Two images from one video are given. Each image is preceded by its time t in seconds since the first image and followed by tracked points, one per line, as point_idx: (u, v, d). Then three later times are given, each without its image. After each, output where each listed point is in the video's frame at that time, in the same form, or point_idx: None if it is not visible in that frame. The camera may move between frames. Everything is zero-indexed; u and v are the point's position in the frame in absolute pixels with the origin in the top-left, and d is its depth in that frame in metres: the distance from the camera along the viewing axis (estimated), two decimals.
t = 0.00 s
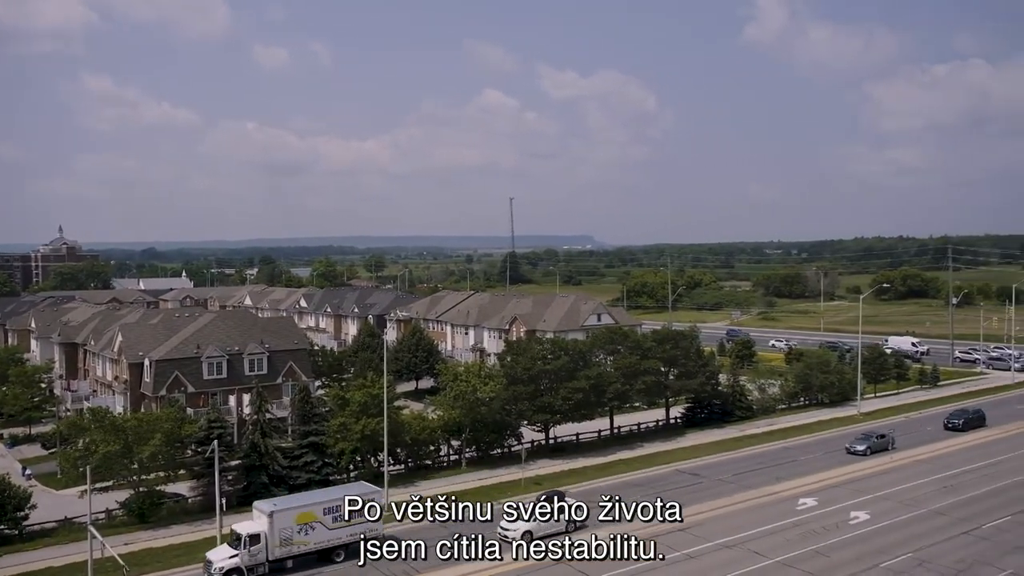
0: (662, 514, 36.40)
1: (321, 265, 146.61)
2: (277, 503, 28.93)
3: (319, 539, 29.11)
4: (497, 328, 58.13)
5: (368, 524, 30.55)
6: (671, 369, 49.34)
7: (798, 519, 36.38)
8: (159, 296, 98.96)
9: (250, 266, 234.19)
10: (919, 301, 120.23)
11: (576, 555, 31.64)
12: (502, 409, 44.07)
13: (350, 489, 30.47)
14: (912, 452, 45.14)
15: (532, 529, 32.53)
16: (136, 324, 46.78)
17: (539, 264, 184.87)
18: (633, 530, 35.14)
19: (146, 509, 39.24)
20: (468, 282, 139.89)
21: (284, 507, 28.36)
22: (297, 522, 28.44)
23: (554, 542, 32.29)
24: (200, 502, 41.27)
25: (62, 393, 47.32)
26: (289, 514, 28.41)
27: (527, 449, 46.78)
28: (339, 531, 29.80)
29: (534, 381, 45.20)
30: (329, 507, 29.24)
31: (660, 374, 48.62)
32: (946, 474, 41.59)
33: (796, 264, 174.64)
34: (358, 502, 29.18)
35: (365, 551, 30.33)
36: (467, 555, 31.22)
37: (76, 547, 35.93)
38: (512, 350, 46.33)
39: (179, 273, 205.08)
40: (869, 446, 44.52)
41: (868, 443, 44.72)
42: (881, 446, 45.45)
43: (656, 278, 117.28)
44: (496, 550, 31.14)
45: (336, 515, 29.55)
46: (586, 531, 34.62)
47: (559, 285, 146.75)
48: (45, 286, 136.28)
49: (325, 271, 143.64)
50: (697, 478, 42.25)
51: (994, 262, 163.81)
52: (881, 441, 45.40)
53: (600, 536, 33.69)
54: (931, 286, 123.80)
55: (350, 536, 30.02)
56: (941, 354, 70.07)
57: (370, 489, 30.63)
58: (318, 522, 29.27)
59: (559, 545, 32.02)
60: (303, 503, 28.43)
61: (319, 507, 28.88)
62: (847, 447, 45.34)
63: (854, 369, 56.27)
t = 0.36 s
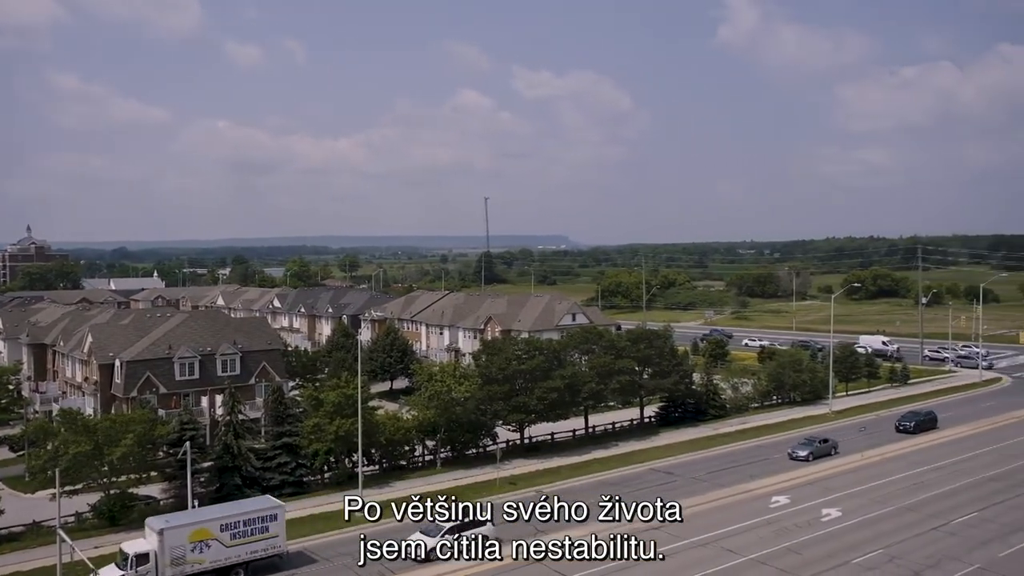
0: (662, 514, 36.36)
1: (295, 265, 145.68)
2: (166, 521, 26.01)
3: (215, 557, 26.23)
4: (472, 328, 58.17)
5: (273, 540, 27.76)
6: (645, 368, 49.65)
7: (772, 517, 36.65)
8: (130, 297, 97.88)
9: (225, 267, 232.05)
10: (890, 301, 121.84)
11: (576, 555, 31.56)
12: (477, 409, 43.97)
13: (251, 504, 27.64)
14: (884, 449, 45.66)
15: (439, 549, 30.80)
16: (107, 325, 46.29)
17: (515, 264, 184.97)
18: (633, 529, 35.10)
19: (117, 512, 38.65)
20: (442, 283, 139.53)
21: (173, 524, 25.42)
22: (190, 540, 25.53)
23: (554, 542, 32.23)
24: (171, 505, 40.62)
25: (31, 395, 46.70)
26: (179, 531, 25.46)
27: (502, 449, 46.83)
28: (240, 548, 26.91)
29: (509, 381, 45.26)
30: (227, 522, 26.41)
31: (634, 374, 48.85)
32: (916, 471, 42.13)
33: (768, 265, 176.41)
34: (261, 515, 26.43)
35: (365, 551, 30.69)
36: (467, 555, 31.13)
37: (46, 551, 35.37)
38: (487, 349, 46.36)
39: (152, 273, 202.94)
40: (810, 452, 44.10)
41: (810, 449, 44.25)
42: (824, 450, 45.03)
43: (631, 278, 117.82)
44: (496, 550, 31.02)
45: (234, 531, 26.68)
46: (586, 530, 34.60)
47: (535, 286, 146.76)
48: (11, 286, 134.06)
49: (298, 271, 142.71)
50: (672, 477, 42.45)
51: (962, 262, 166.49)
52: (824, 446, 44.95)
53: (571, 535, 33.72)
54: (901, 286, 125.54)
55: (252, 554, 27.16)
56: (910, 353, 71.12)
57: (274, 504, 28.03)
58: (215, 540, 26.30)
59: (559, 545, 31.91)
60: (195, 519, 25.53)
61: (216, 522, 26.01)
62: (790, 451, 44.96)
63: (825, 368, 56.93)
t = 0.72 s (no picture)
0: (662, 514, 36.44)
1: (270, 264, 144.78)
2: (58, 539, 23.88)
3: None
4: (449, 328, 58.19)
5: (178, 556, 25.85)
6: (622, 368, 49.87)
7: (748, 515, 36.94)
8: (103, 297, 96.96)
9: (201, 266, 230.14)
10: (864, 301, 123.27)
11: (576, 555, 31.62)
12: (453, 409, 43.92)
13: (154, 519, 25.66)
14: (857, 448, 46.16)
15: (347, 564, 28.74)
16: (79, 324, 45.81)
17: (493, 264, 185.07)
18: (630, 529, 35.23)
19: (90, 514, 38.12)
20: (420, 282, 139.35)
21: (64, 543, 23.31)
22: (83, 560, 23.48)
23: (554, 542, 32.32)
24: (145, 506, 40.20)
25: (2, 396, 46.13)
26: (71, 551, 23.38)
27: (479, 449, 46.87)
28: (141, 566, 24.93)
29: (486, 380, 45.30)
30: (126, 540, 24.40)
31: (611, 373, 49.05)
32: (890, 470, 42.62)
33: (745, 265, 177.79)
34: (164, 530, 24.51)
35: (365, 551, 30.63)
36: (467, 555, 31.17)
37: (18, 554, 34.83)
38: (464, 349, 46.36)
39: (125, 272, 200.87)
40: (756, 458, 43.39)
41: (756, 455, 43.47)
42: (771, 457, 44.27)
43: (608, 278, 118.30)
44: (496, 550, 31.08)
45: (135, 548, 24.69)
46: (579, 531, 34.66)
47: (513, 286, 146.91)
48: None
49: (275, 270, 141.98)
50: (648, 476, 42.68)
51: (934, 262, 168.77)
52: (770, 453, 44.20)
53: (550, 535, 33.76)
54: (874, 286, 126.98)
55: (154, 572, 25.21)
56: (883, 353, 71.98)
57: (180, 517, 26.14)
58: (111, 559, 24.27)
59: (559, 545, 31.99)
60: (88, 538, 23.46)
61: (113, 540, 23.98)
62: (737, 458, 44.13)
63: (800, 368, 57.48)
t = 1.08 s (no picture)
0: (662, 514, 36.62)
1: (253, 265, 144.25)
2: None
3: None
4: (432, 329, 58.18)
5: None
6: (605, 368, 49.96)
7: (731, 515, 37.11)
8: (83, 298, 96.25)
9: (183, 267, 228.72)
10: (845, 301, 124.24)
11: (576, 555, 31.69)
12: (437, 410, 43.80)
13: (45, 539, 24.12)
14: (839, 447, 46.46)
15: None
16: (59, 326, 45.43)
17: (478, 266, 185.09)
18: (629, 528, 35.38)
19: (69, 518, 37.66)
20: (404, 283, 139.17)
21: None
22: None
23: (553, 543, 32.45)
24: (126, 509, 39.86)
25: None
26: None
27: (462, 449, 46.86)
28: None
29: (469, 381, 45.28)
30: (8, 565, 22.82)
31: (595, 374, 49.13)
32: (871, 468, 42.93)
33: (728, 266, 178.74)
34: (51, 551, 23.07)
35: (365, 551, 30.75)
36: (467, 555, 31.36)
37: None
38: (447, 350, 46.30)
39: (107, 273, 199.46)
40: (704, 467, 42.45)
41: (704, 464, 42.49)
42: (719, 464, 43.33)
43: (591, 279, 118.61)
44: (496, 550, 31.23)
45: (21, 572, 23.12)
46: (565, 531, 34.70)
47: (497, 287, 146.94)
48: None
49: (257, 272, 141.38)
50: (631, 476, 42.79)
51: (914, 263, 170.31)
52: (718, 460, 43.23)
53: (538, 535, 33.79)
54: (856, 286, 127.97)
55: None
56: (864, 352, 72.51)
57: (75, 535, 24.61)
58: None
59: (559, 545, 32.10)
60: None
61: None
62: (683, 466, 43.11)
63: (782, 368, 57.80)
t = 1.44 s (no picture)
0: (662, 514, 36.73)
1: (231, 265, 143.56)
2: None
3: None
4: (412, 329, 58.15)
5: None
6: (585, 368, 50.13)
7: (710, 513, 37.35)
8: (58, 299, 95.42)
9: (162, 268, 226.92)
10: (823, 300, 125.43)
11: (576, 555, 31.78)
12: (417, 411, 43.70)
13: None
14: (817, 445, 46.89)
15: None
16: (34, 328, 44.95)
17: (459, 266, 185.01)
18: (628, 528, 35.47)
19: (43, 523, 37.14)
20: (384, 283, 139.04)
21: None
22: None
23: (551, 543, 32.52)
24: (102, 513, 39.46)
25: None
26: None
27: (443, 450, 46.87)
28: None
29: (449, 382, 45.28)
30: None
31: (575, 373, 49.27)
32: (848, 467, 43.35)
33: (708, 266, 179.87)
34: None
35: (365, 551, 30.84)
36: (467, 555, 31.48)
37: None
38: (427, 350, 46.26)
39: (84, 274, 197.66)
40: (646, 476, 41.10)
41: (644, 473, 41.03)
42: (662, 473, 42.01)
43: (571, 279, 119.01)
44: (496, 550, 31.32)
45: None
46: (546, 530, 34.74)
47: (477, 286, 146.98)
48: None
49: (236, 272, 140.69)
50: (612, 475, 42.97)
51: (891, 262, 172.23)
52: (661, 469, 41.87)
53: (524, 536, 33.88)
54: (833, 285, 129.20)
55: None
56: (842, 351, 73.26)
57: None
58: None
59: (559, 545, 32.18)
60: None
61: None
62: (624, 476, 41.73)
63: (761, 367, 58.24)
